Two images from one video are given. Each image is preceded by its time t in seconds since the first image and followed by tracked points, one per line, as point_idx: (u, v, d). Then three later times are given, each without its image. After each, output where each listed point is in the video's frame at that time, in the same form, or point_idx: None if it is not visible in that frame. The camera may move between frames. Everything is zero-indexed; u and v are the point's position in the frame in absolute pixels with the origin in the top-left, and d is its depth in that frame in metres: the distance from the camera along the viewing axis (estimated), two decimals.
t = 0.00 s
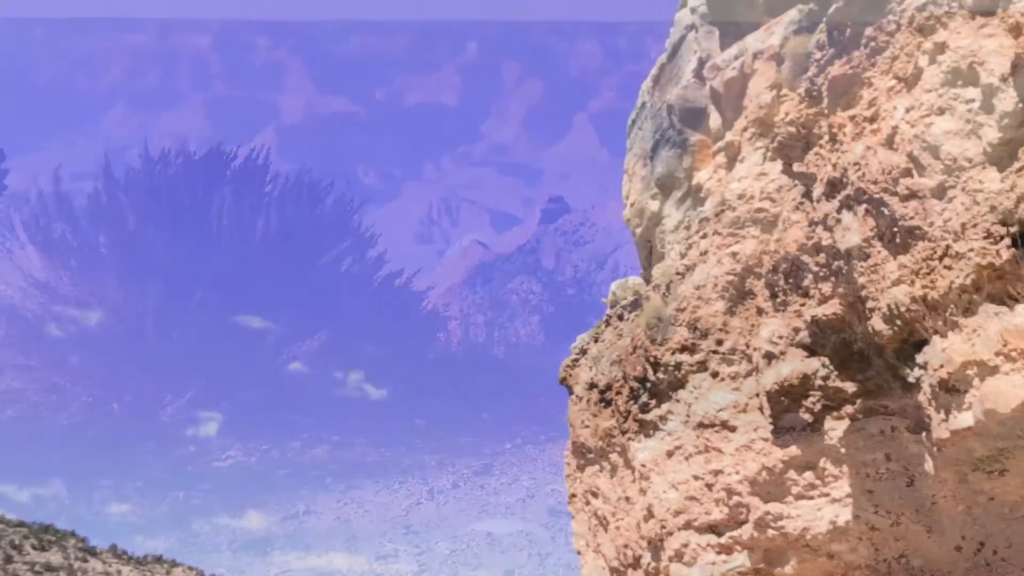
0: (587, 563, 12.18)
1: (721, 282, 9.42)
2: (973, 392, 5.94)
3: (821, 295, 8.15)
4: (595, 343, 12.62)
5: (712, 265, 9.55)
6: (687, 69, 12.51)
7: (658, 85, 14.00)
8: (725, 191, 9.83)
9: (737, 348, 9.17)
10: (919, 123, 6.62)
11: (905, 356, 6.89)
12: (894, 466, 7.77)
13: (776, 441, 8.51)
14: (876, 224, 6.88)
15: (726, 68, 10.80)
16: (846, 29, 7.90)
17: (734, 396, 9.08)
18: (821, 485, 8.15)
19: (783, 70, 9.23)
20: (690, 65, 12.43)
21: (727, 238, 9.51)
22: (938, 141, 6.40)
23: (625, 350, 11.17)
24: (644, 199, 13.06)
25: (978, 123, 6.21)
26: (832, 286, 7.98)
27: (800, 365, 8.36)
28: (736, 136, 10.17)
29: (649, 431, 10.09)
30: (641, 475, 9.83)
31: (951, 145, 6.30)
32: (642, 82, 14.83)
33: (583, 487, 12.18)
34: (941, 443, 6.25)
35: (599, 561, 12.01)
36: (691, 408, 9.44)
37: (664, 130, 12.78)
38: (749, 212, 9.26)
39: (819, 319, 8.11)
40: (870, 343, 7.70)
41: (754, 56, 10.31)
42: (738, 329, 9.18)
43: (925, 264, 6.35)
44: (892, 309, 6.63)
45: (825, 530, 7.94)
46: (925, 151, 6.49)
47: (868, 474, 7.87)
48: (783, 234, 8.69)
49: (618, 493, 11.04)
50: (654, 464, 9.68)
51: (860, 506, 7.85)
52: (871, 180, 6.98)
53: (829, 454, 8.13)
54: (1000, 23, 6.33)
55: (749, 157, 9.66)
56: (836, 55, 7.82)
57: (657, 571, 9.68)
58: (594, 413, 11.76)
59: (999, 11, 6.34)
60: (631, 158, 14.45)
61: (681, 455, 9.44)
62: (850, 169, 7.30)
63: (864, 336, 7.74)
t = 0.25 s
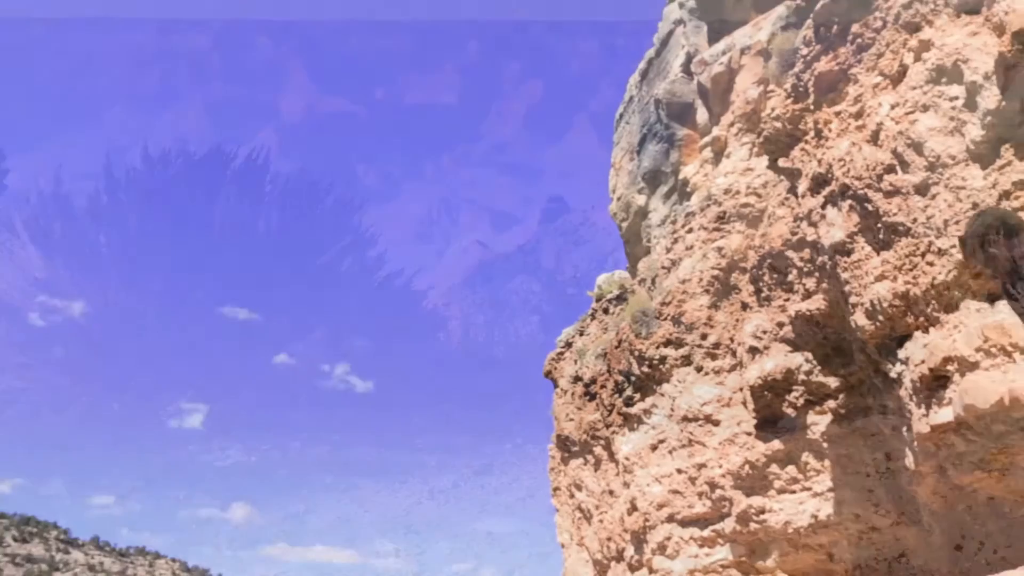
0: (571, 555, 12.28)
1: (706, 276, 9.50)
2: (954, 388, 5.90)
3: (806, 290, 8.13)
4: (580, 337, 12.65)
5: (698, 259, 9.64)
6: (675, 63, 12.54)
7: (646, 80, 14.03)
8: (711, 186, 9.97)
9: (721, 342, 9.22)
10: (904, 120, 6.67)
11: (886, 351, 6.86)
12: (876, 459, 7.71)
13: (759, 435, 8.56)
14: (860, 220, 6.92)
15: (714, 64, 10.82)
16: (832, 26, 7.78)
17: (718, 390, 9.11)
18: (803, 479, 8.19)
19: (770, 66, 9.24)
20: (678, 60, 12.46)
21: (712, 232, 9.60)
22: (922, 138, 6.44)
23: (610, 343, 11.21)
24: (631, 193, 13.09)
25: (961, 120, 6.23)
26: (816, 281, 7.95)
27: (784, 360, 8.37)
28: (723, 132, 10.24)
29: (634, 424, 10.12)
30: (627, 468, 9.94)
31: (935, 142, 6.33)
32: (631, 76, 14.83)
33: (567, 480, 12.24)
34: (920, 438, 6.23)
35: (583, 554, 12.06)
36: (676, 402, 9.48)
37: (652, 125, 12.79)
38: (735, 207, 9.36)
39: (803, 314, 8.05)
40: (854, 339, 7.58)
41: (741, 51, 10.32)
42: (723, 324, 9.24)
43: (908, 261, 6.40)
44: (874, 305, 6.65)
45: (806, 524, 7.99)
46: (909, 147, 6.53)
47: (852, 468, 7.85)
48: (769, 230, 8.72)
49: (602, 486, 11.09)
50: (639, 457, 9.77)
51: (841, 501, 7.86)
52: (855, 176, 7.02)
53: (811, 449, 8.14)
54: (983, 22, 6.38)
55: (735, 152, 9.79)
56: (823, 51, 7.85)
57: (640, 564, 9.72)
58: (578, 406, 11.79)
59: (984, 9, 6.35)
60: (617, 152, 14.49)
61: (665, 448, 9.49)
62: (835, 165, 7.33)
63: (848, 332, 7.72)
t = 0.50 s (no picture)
0: (551, 544, 12.38)
1: (687, 268, 9.52)
2: (929, 381, 6.01)
3: (787, 283, 8.14)
4: (562, 328, 12.68)
5: (679, 251, 9.67)
6: (660, 56, 12.55)
7: (630, 72, 14.02)
8: (694, 178, 10.03)
9: (702, 334, 9.27)
10: (885, 114, 6.71)
11: (865, 344, 6.83)
12: (853, 452, 7.76)
13: (740, 427, 8.63)
14: (841, 214, 6.97)
15: (698, 56, 10.82)
16: (815, 19, 7.81)
17: (698, 381, 9.16)
18: (780, 471, 8.25)
19: (754, 60, 9.27)
20: (663, 52, 12.47)
21: (694, 224, 9.63)
22: (902, 133, 6.49)
23: (591, 334, 11.24)
24: (614, 184, 13.11)
25: (941, 115, 6.28)
26: (796, 274, 7.99)
27: (763, 352, 8.37)
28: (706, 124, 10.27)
29: (614, 415, 10.16)
30: (607, 458, 10.00)
31: (915, 137, 6.38)
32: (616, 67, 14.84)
33: (547, 471, 12.30)
34: (896, 430, 6.29)
35: (563, 544, 12.12)
36: (656, 393, 9.52)
37: (636, 116, 12.80)
38: (717, 199, 9.43)
39: (784, 307, 8.07)
40: (832, 332, 7.59)
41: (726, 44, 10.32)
42: (704, 316, 9.29)
43: (887, 254, 6.46)
44: (852, 298, 6.67)
45: (784, 515, 8.07)
46: (890, 142, 6.58)
47: (830, 459, 7.89)
48: (751, 223, 8.74)
49: (582, 477, 11.14)
50: (619, 448, 9.82)
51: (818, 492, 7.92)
52: (836, 169, 7.05)
53: (789, 441, 8.16)
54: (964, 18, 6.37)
55: (718, 145, 9.83)
56: (806, 45, 7.86)
57: (618, 554, 9.77)
58: (559, 396, 11.82)
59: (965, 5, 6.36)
60: (602, 144, 14.50)
61: (645, 439, 9.56)
62: (817, 158, 7.35)
63: (827, 325, 7.73)
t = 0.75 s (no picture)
0: (532, 534, 12.43)
1: (670, 260, 9.54)
2: (907, 373, 6.06)
3: (768, 276, 8.17)
4: (545, 318, 12.69)
5: (663, 243, 9.68)
6: (646, 47, 12.54)
7: (616, 63, 14.01)
8: (678, 169, 10.06)
9: (684, 326, 9.31)
10: (867, 108, 6.73)
11: (843, 336, 6.87)
12: (831, 445, 7.77)
13: (719, 418, 8.67)
14: (823, 207, 7.01)
15: (683, 48, 10.79)
16: (800, 12, 7.77)
17: (679, 372, 9.19)
18: (760, 462, 8.31)
19: (739, 53, 9.28)
20: (649, 43, 12.46)
21: (678, 216, 9.64)
22: (884, 127, 6.51)
23: (573, 325, 11.26)
24: (599, 175, 13.12)
25: (923, 110, 6.30)
26: (778, 267, 8.00)
27: (745, 344, 8.41)
28: (691, 116, 10.27)
29: (596, 405, 10.19)
30: (588, 449, 10.04)
31: (897, 132, 6.40)
32: (603, 58, 14.82)
33: (529, 461, 12.34)
34: (873, 422, 6.36)
35: (544, 534, 12.17)
36: (637, 384, 9.53)
37: (621, 108, 12.80)
38: (701, 191, 9.44)
39: (765, 300, 8.08)
40: (813, 325, 7.64)
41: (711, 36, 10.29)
42: (686, 307, 9.32)
43: (867, 248, 6.49)
44: (833, 291, 6.73)
45: (763, 506, 8.14)
46: (872, 136, 6.61)
47: (808, 451, 7.94)
48: (733, 215, 8.76)
49: (564, 467, 11.18)
50: (601, 438, 9.85)
51: (796, 483, 8.00)
52: (818, 163, 7.08)
53: (769, 432, 8.22)
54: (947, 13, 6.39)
55: (703, 137, 9.85)
56: (790, 38, 7.87)
57: (598, 544, 9.82)
58: (541, 386, 11.84)
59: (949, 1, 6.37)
60: (587, 134, 14.49)
61: (626, 430, 9.60)
62: (800, 151, 7.37)
63: (808, 318, 7.76)
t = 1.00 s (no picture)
0: (509, 521, 12.48)
1: (650, 249, 9.57)
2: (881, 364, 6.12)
3: (747, 267, 8.23)
4: (525, 306, 12.70)
5: (643, 232, 9.70)
6: (629, 36, 12.52)
7: (599, 51, 13.99)
8: (659, 159, 10.07)
9: (663, 315, 9.35)
10: (847, 100, 6.76)
11: (819, 327, 6.93)
12: (807, 434, 7.88)
13: (696, 407, 8.73)
14: (801, 198, 7.05)
15: (667, 37, 10.78)
16: (781, 3, 7.76)
17: (657, 361, 9.22)
18: (736, 451, 8.38)
19: (722, 43, 9.28)
20: (633, 32, 12.44)
21: (658, 205, 9.66)
22: (863, 119, 6.54)
23: (553, 313, 11.27)
24: (580, 163, 13.11)
25: (901, 103, 6.34)
26: (757, 258, 8.07)
27: (722, 333, 8.46)
28: (673, 106, 10.27)
29: (574, 393, 10.23)
30: (566, 436, 10.08)
31: (876, 124, 6.44)
32: (586, 45, 14.79)
33: (507, 448, 12.37)
34: (848, 412, 6.43)
35: (521, 522, 12.22)
36: (615, 373, 9.57)
37: (604, 96, 12.78)
38: (681, 181, 9.45)
39: (743, 290, 8.14)
40: (790, 316, 7.71)
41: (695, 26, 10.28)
42: (665, 297, 9.36)
43: (844, 239, 6.53)
44: (810, 281, 6.78)
45: (738, 494, 8.21)
46: (851, 128, 6.64)
47: (784, 440, 8.04)
48: (713, 205, 8.79)
49: (542, 455, 11.22)
50: (578, 426, 9.89)
51: (771, 472, 8.09)
52: (798, 154, 7.11)
53: (745, 421, 8.29)
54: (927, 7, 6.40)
55: (685, 127, 9.86)
56: (772, 28, 7.87)
57: (575, 531, 9.87)
58: (520, 374, 11.86)
59: None
60: (569, 122, 14.49)
61: (604, 419, 9.63)
62: (779, 142, 7.41)
63: (785, 309, 7.83)
